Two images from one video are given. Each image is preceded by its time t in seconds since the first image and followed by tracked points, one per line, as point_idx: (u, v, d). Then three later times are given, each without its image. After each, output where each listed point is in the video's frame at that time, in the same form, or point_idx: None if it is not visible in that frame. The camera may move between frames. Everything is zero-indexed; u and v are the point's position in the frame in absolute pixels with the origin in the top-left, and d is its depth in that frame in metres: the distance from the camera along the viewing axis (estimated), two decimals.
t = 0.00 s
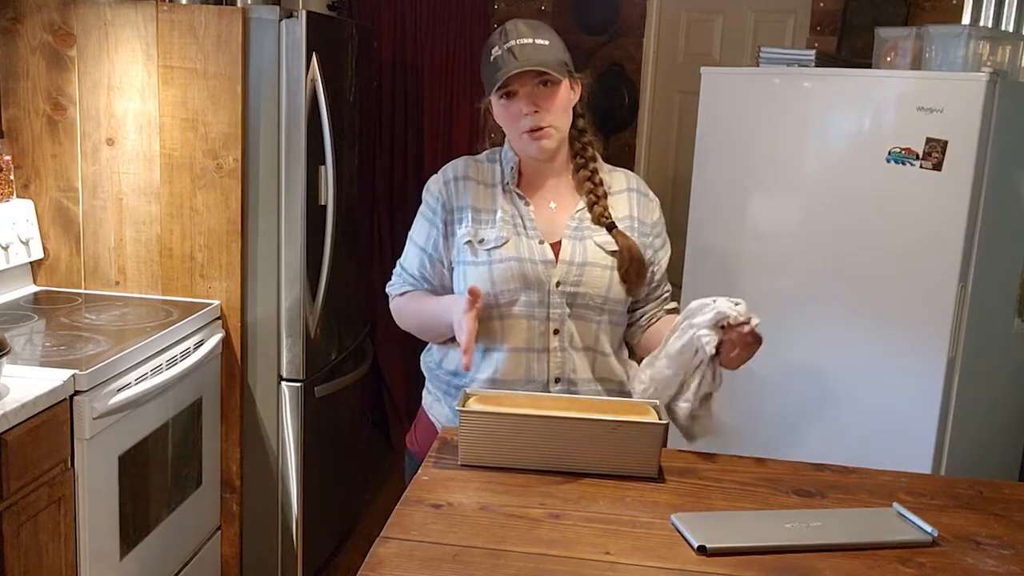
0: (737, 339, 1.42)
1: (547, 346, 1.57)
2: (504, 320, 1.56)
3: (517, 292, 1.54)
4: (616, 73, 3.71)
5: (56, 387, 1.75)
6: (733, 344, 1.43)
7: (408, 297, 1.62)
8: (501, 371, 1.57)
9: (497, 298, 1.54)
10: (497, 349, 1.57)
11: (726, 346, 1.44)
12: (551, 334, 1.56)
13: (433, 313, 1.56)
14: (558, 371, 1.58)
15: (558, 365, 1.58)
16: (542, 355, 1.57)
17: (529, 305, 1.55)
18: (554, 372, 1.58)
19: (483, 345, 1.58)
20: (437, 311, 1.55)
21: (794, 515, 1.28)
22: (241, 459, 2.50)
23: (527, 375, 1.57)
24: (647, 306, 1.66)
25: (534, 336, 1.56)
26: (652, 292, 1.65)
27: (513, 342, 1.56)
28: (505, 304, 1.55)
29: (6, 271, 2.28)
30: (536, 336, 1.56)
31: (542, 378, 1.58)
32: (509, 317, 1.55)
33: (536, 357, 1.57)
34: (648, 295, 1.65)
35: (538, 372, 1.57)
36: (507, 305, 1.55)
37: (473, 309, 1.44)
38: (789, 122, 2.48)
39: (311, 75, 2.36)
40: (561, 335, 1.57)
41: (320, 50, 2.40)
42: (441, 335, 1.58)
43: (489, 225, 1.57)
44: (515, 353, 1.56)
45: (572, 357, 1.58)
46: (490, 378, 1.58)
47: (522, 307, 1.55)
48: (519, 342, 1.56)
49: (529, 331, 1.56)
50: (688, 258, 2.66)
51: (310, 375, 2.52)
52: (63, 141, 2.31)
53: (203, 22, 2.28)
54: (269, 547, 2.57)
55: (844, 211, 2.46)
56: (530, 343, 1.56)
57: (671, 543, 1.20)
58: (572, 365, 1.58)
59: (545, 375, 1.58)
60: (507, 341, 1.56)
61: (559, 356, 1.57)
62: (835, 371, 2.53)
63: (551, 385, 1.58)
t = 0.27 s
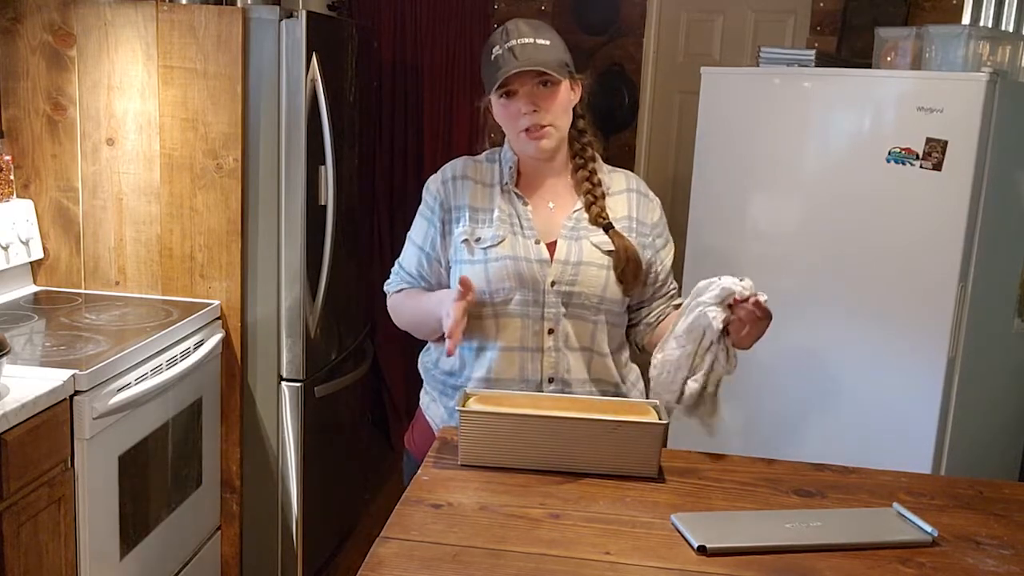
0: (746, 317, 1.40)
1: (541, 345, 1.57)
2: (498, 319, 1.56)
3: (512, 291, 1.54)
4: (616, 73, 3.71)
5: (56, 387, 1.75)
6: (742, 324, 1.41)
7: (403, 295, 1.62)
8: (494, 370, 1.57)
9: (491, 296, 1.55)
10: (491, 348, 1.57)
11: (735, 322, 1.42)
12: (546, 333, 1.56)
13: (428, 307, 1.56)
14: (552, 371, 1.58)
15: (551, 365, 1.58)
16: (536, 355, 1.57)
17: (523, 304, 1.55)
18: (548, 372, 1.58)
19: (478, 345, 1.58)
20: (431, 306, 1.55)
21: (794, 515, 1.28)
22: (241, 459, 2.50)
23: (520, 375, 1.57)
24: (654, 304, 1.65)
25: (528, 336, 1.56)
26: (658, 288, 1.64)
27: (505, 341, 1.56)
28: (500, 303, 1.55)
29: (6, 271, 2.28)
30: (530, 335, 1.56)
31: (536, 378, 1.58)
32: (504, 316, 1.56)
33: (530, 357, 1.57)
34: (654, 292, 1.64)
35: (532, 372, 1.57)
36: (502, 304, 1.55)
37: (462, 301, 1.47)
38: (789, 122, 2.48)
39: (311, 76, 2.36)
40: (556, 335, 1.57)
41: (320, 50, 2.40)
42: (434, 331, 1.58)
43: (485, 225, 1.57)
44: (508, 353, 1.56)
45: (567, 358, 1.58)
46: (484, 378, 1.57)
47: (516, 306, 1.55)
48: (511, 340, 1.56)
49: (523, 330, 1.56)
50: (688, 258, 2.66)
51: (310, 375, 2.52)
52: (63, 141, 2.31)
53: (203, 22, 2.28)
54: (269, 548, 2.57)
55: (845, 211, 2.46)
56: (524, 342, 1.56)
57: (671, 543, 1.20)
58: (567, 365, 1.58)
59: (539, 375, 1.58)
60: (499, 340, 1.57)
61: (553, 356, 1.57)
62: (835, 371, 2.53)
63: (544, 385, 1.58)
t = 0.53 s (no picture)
0: (737, 325, 1.41)
1: (540, 345, 1.57)
2: (497, 319, 1.56)
3: (510, 291, 1.55)
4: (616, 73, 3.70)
5: (56, 387, 1.75)
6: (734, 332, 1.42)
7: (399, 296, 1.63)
8: (493, 371, 1.57)
9: (490, 297, 1.55)
10: (489, 350, 1.57)
11: (727, 330, 1.43)
12: (545, 334, 1.57)
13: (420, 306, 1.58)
14: (552, 372, 1.58)
15: (551, 366, 1.58)
16: (535, 356, 1.58)
17: (521, 304, 1.55)
18: (547, 373, 1.58)
19: (477, 345, 1.58)
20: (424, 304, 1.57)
21: (794, 515, 1.28)
22: (241, 459, 2.50)
23: (519, 375, 1.58)
24: (653, 307, 1.65)
25: (526, 336, 1.57)
26: (657, 291, 1.64)
27: (503, 341, 1.57)
28: (498, 303, 1.56)
29: (6, 271, 2.28)
30: (529, 335, 1.57)
31: (536, 379, 1.58)
32: (502, 317, 1.56)
33: (529, 357, 1.57)
34: (653, 294, 1.64)
35: (531, 373, 1.58)
36: (500, 304, 1.56)
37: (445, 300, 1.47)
38: (789, 122, 2.48)
39: (311, 76, 2.36)
40: (555, 335, 1.57)
41: (320, 50, 2.40)
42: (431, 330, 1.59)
43: (484, 225, 1.57)
44: (507, 354, 1.57)
45: (566, 358, 1.58)
46: (483, 378, 1.58)
47: (514, 307, 1.56)
48: (510, 342, 1.57)
49: (521, 330, 1.56)
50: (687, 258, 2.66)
51: (309, 375, 2.52)
52: (63, 141, 2.31)
53: (203, 22, 2.28)
54: (270, 548, 2.57)
55: (845, 211, 2.46)
56: (522, 343, 1.57)
57: (671, 543, 1.20)
58: (566, 366, 1.58)
59: (538, 375, 1.58)
60: (498, 341, 1.57)
61: (552, 357, 1.58)
62: (835, 371, 2.53)
63: (544, 386, 1.59)
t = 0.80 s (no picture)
0: (732, 325, 1.41)
1: (541, 347, 1.57)
2: (498, 322, 1.57)
3: (510, 294, 1.55)
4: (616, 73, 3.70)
5: (56, 387, 1.75)
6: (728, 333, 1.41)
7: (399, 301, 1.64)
8: (494, 373, 1.57)
9: (491, 301, 1.55)
10: (491, 352, 1.57)
11: (722, 332, 1.43)
12: (545, 336, 1.57)
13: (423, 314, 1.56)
14: (552, 374, 1.58)
15: (552, 367, 1.58)
16: (536, 358, 1.58)
17: (522, 308, 1.55)
18: (549, 375, 1.58)
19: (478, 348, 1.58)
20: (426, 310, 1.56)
21: (794, 515, 1.28)
22: (241, 459, 2.51)
23: (520, 377, 1.58)
24: (652, 307, 1.65)
25: (527, 338, 1.56)
26: (657, 292, 1.64)
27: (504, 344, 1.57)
28: (499, 307, 1.56)
29: (6, 271, 2.28)
30: (530, 338, 1.57)
31: (536, 380, 1.58)
32: (502, 321, 1.57)
33: (530, 360, 1.57)
34: (653, 295, 1.64)
35: (531, 375, 1.58)
36: (501, 307, 1.56)
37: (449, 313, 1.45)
38: (788, 122, 2.48)
39: (311, 76, 2.36)
40: (555, 337, 1.57)
41: (320, 50, 2.40)
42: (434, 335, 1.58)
43: (482, 229, 1.57)
44: (507, 355, 1.57)
45: (567, 360, 1.58)
46: (484, 380, 1.58)
47: (515, 310, 1.56)
48: (511, 345, 1.57)
49: (522, 333, 1.56)
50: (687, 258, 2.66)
51: (310, 375, 2.52)
52: (63, 141, 2.31)
53: (203, 22, 2.28)
54: (270, 548, 2.57)
55: (844, 211, 2.46)
56: (523, 345, 1.57)
57: (670, 543, 1.20)
58: (567, 367, 1.58)
59: (539, 377, 1.58)
60: (499, 345, 1.57)
61: (553, 359, 1.58)
62: (835, 371, 2.53)
63: (545, 387, 1.59)
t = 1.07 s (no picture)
0: (729, 308, 1.41)
1: (543, 348, 1.57)
2: (500, 324, 1.57)
3: (511, 295, 1.55)
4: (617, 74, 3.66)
5: (56, 387, 1.75)
6: (724, 314, 1.42)
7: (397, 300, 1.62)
8: (496, 373, 1.57)
9: (494, 303, 1.55)
10: (494, 353, 1.58)
11: (719, 315, 1.42)
12: (547, 336, 1.57)
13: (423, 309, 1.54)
14: (555, 375, 1.59)
15: (554, 368, 1.58)
16: (538, 358, 1.58)
17: (524, 308, 1.56)
18: (551, 375, 1.58)
19: (480, 348, 1.58)
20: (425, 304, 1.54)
21: (794, 515, 1.28)
22: (240, 459, 2.50)
23: (522, 378, 1.58)
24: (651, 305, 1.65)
25: (529, 339, 1.57)
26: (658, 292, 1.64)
27: (507, 345, 1.57)
28: (501, 307, 1.56)
29: (6, 271, 2.28)
30: (532, 339, 1.57)
31: (539, 381, 1.58)
32: (505, 321, 1.57)
33: (532, 360, 1.57)
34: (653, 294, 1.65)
35: (534, 376, 1.58)
36: (503, 309, 1.56)
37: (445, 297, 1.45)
38: (788, 122, 2.48)
39: (311, 75, 2.35)
40: (557, 338, 1.57)
41: (320, 50, 2.40)
42: (438, 330, 1.56)
43: (482, 229, 1.57)
44: (510, 355, 1.57)
45: (569, 360, 1.59)
46: (487, 381, 1.58)
47: (517, 311, 1.56)
48: (514, 345, 1.57)
49: (525, 334, 1.57)
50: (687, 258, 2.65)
51: (310, 375, 2.52)
52: (63, 140, 2.31)
53: (203, 22, 2.28)
54: (269, 548, 2.57)
55: (845, 211, 2.46)
56: (525, 346, 1.57)
57: (670, 543, 1.20)
58: (569, 367, 1.59)
59: (542, 378, 1.58)
60: (502, 345, 1.57)
61: (555, 359, 1.58)
62: (835, 371, 2.53)
63: (548, 388, 1.59)
